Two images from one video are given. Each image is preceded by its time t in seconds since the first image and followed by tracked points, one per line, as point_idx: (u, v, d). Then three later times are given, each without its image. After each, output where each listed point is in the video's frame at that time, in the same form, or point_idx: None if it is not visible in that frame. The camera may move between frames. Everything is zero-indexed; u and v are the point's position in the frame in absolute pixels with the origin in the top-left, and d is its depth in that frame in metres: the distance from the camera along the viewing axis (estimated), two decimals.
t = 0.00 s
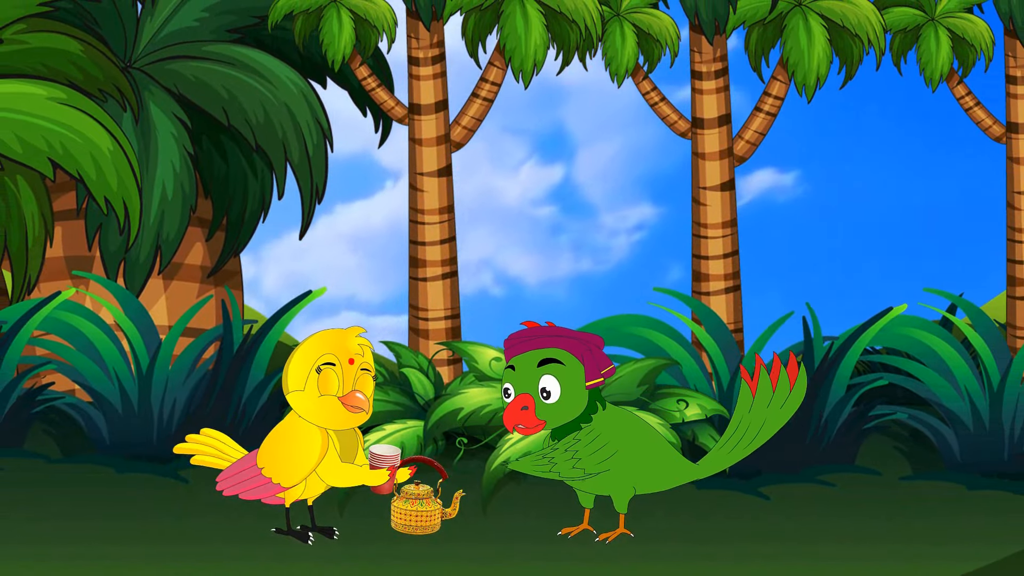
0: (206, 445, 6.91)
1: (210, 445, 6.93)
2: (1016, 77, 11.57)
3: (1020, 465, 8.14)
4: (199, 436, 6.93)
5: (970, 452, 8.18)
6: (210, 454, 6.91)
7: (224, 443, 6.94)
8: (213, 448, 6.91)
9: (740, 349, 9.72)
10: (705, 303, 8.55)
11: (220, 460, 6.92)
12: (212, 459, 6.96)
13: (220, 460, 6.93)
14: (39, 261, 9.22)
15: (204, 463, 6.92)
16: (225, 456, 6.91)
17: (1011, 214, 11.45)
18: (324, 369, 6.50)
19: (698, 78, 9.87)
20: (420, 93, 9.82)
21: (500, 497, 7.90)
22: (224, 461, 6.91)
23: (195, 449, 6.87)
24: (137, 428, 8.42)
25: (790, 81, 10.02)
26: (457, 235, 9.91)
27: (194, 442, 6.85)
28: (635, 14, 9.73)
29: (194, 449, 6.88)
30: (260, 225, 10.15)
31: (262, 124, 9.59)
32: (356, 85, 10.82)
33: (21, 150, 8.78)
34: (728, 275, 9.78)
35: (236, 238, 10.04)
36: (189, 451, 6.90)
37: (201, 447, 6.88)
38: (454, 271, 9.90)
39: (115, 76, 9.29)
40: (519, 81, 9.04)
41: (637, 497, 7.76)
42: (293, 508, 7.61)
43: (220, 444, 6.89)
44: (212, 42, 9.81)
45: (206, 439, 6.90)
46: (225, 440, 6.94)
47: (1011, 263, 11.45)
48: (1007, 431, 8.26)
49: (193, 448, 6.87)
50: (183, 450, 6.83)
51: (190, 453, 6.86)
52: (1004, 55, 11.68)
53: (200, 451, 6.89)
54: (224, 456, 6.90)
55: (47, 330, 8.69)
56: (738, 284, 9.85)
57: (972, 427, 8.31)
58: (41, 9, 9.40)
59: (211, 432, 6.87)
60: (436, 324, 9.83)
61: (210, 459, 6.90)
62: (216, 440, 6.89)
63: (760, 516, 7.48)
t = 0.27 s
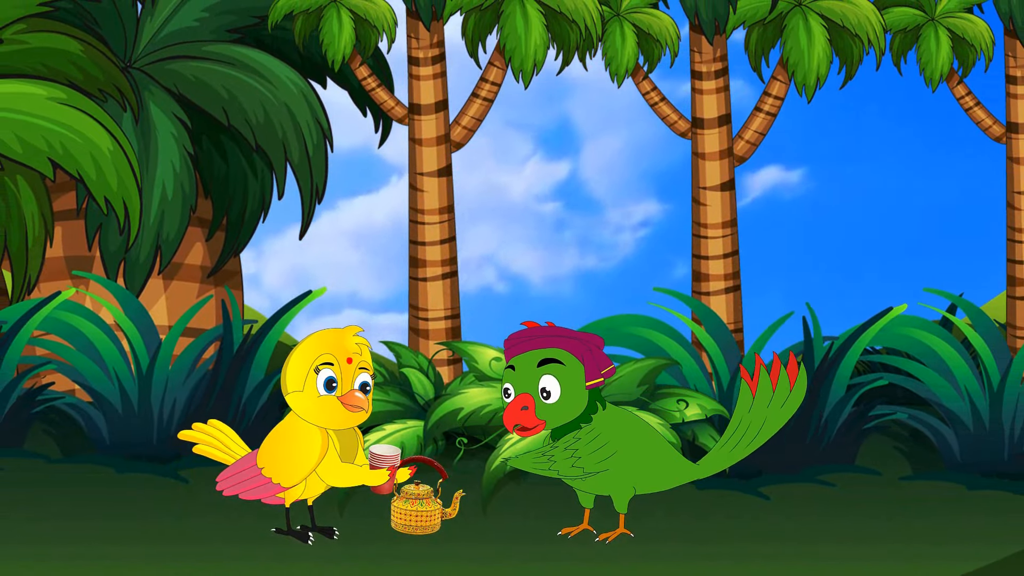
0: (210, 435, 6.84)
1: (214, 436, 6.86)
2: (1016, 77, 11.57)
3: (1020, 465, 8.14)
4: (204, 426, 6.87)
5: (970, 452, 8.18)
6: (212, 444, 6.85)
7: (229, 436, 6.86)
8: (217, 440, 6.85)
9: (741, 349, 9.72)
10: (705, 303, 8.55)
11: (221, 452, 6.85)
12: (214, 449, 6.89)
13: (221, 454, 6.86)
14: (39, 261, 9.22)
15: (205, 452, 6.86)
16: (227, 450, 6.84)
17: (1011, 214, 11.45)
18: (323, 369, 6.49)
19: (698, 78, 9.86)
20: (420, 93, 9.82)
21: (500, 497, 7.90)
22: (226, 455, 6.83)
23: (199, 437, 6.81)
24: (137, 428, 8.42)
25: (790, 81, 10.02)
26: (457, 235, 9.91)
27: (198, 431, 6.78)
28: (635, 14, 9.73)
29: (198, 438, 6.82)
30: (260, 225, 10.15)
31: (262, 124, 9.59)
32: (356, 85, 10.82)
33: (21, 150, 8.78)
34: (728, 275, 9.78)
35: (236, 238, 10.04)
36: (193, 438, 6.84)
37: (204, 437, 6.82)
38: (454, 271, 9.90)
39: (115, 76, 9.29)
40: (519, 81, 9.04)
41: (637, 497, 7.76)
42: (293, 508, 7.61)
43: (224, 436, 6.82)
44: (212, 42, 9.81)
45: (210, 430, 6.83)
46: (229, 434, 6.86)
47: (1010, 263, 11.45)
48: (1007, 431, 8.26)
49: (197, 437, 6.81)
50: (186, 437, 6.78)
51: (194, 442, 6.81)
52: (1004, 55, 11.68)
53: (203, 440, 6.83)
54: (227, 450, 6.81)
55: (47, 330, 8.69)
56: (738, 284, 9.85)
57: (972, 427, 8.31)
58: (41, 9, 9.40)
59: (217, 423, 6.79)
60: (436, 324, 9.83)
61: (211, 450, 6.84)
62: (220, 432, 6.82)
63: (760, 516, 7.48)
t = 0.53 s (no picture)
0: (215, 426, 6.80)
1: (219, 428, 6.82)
2: (1016, 77, 11.57)
3: (1020, 465, 8.14)
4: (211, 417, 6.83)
5: (970, 452, 8.18)
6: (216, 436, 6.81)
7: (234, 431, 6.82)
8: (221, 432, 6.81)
9: (741, 349, 9.72)
10: (705, 303, 8.55)
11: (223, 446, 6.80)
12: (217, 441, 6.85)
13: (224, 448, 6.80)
14: (39, 261, 9.22)
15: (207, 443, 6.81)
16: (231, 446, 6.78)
17: (1011, 214, 11.45)
18: (321, 370, 6.49)
19: (698, 78, 9.86)
20: (420, 93, 9.82)
21: (500, 497, 7.90)
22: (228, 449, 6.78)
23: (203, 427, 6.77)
24: (137, 428, 8.42)
25: (790, 81, 10.02)
26: (457, 235, 9.91)
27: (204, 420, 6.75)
28: (635, 14, 9.73)
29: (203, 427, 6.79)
30: (260, 225, 10.15)
31: (262, 124, 9.58)
32: (356, 85, 10.82)
33: (21, 150, 8.78)
34: (728, 275, 9.78)
35: (236, 238, 10.04)
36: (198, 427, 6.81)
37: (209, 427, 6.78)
38: (454, 271, 9.90)
39: (115, 76, 9.29)
40: (519, 81, 9.04)
41: (637, 496, 7.76)
42: (293, 508, 7.61)
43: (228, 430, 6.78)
44: (212, 42, 9.81)
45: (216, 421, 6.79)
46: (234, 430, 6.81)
47: (1011, 263, 11.45)
48: (1007, 431, 8.26)
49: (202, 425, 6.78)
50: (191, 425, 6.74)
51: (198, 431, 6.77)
52: (1004, 55, 11.68)
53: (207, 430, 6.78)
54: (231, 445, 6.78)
55: (47, 330, 8.69)
56: (738, 284, 9.85)
57: (972, 427, 8.30)
58: (41, 9, 9.40)
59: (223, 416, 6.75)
60: (436, 324, 9.83)
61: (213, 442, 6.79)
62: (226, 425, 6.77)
63: (760, 516, 7.48)
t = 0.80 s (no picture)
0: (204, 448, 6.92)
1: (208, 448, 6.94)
2: (1016, 77, 11.57)
3: (1021, 464, 8.13)
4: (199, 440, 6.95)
5: (970, 452, 8.18)
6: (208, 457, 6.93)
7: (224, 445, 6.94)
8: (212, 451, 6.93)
9: (741, 349, 9.73)
10: (705, 303, 8.55)
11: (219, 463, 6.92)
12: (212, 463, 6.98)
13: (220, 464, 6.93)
14: (39, 261, 9.22)
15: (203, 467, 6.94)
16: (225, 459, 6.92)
17: (1011, 214, 11.45)
18: (319, 369, 6.51)
19: (698, 78, 9.86)
20: (420, 93, 9.82)
21: (500, 497, 7.90)
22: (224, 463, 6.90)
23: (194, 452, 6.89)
24: (137, 428, 8.41)
25: (790, 81, 10.02)
26: (457, 235, 9.91)
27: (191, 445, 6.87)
28: (634, 14, 9.73)
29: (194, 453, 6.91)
30: (260, 225, 10.15)
31: (262, 124, 9.59)
32: (356, 85, 10.82)
33: (21, 150, 8.78)
34: (728, 275, 9.78)
35: (236, 238, 10.04)
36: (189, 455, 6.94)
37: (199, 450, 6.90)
38: (454, 271, 9.90)
39: (115, 76, 9.28)
40: (519, 81, 9.04)
41: (637, 496, 7.77)
42: (293, 508, 7.61)
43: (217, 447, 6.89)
44: (212, 42, 9.81)
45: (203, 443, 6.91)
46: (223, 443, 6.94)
47: (1010, 263, 11.45)
48: (1007, 431, 8.25)
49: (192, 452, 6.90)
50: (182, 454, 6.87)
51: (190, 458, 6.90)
52: (1004, 55, 11.68)
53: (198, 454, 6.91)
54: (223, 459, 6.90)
55: (47, 330, 8.69)
56: (738, 284, 9.85)
57: (972, 427, 8.30)
58: (41, 9, 9.40)
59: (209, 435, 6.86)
60: (436, 324, 9.83)
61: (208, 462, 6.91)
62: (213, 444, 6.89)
63: (760, 516, 7.49)
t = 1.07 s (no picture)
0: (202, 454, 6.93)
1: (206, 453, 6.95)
2: (1016, 77, 11.57)
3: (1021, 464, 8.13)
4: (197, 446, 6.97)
5: (970, 452, 8.18)
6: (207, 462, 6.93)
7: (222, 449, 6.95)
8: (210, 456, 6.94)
9: (740, 349, 9.73)
10: (705, 303, 8.54)
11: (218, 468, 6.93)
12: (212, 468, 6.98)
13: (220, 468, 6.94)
14: (39, 261, 9.22)
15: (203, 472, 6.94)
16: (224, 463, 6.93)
17: (1011, 214, 11.45)
18: (319, 369, 6.51)
19: (698, 78, 9.86)
20: (420, 93, 9.82)
21: (500, 497, 7.90)
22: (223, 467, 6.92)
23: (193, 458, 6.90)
24: (137, 428, 8.41)
25: (790, 81, 10.02)
26: (457, 235, 9.91)
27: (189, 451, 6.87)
28: (635, 14, 9.73)
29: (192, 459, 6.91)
30: (260, 225, 10.15)
31: (262, 124, 9.58)
32: (356, 85, 10.82)
33: (21, 151, 8.78)
34: (728, 275, 9.78)
35: (236, 238, 10.04)
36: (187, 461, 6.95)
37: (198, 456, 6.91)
38: (454, 271, 9.90)
39: (115, 76, 9.28)
40: (519, 81, 9.03)
41: (637, 496, 7.77)
42: (293, 508, 7.61)
43: (215, 450, 6.90)
44: (212, 42, 9.80)
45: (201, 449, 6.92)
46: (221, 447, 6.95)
47: (1011, 263, 11.45)
48: (1007, 431, 8.25)
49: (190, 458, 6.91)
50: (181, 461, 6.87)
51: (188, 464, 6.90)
52: (1004, 55, 11.68)
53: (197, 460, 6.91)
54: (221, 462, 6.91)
55: (47, 330, 8.68)
56: (738, 284, 9.85)
57: (972, 427, 8.30)
58: (41, 9, 9.40)
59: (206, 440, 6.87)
60: (436, 324, 9.83)
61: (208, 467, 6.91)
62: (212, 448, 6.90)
63: (760, 516, 7.49)
